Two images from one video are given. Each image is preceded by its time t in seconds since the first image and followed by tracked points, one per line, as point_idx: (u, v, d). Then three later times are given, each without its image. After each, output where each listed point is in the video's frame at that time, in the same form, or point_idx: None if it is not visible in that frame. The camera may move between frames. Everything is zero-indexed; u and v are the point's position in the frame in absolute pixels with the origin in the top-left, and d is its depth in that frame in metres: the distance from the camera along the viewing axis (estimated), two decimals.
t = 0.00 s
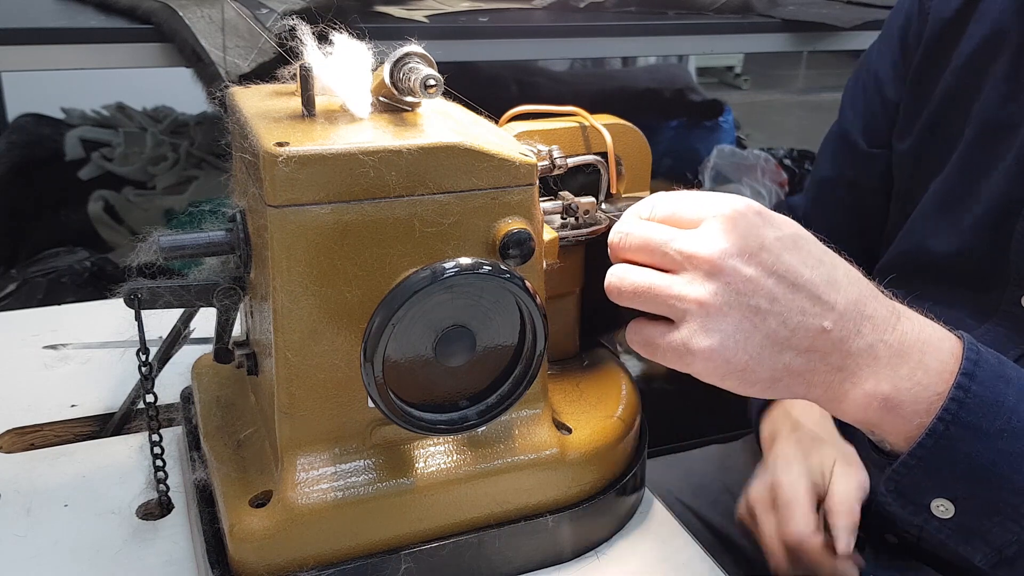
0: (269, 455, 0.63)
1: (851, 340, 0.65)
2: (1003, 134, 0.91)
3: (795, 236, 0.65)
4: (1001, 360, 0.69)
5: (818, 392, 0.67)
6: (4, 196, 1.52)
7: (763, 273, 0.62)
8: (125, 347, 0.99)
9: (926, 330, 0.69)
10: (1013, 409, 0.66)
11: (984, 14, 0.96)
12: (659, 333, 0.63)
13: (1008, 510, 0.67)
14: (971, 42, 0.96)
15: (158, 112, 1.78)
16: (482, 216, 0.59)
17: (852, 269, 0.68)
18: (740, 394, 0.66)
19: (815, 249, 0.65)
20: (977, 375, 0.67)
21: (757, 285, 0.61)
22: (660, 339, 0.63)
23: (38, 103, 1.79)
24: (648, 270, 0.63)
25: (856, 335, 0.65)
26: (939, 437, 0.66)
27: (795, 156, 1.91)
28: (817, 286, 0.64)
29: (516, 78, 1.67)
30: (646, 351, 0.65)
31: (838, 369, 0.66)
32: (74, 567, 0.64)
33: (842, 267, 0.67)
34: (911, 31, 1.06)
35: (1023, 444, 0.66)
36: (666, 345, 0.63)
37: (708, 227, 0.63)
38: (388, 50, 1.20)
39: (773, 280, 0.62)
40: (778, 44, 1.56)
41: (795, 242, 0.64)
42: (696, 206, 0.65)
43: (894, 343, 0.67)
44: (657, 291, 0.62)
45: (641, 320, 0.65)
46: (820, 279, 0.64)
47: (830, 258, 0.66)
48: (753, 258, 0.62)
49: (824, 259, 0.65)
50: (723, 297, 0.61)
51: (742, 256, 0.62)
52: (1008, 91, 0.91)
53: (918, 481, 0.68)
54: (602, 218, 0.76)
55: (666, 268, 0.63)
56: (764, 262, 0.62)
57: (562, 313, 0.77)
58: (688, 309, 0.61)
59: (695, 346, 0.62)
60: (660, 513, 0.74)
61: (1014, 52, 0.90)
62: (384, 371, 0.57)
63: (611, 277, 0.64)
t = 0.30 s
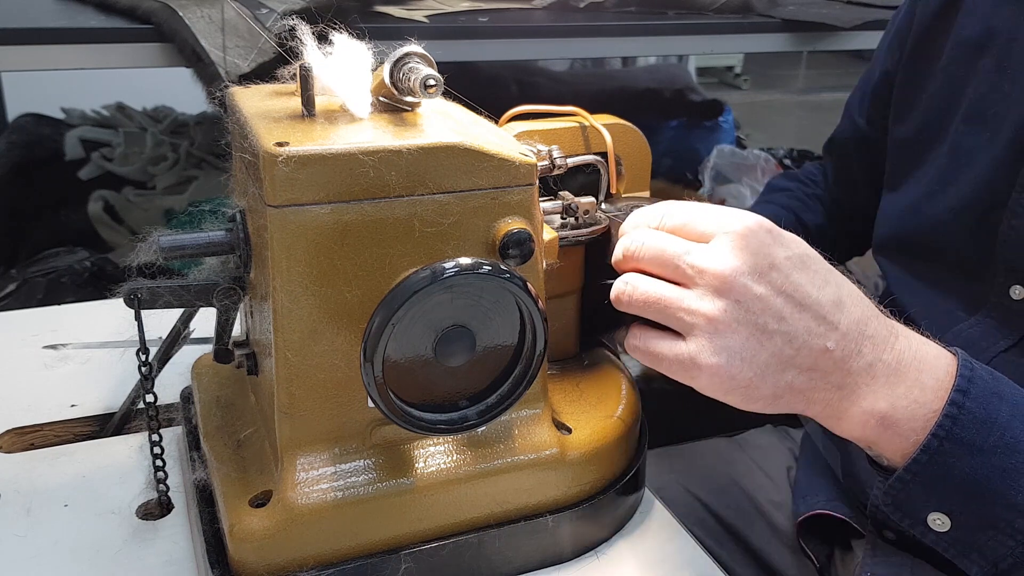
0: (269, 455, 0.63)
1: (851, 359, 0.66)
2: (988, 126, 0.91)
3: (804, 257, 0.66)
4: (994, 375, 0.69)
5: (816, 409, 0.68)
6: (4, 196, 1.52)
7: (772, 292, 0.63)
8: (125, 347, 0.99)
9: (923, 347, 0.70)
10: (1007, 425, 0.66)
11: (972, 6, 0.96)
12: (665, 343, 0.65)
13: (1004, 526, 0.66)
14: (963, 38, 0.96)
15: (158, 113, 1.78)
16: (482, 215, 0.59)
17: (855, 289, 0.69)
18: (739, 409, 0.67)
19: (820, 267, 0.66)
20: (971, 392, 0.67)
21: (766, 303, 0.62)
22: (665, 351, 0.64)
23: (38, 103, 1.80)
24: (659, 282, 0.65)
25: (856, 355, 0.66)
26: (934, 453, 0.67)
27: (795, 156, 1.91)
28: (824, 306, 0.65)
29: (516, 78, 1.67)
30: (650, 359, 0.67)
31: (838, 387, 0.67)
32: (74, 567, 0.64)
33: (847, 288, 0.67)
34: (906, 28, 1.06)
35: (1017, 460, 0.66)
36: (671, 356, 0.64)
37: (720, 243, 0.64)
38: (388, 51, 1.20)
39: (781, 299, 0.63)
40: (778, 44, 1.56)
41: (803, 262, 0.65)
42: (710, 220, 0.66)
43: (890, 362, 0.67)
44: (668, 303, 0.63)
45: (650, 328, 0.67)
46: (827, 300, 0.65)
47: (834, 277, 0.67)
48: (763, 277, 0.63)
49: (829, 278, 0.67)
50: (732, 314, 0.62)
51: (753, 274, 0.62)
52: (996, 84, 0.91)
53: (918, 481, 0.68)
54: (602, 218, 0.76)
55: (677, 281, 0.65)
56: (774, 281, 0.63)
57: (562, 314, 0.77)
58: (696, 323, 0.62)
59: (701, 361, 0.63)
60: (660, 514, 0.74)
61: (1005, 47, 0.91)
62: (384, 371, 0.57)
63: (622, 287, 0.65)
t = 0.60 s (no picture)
0: (269, 455, 0.63)
1: (851, 360, 0.66)
2: (982, 125, 0.91)
3: (809, 257, 0.66)
4: (992, 374, 0.69)
5: (816, 411, 0.68)
6: (4, 196, 1.52)
7: (777, 293, 0.63)
8: (125, 347, 0.99)
9: (921, 348, 0.70)
10: (1006, 422, 0.66)
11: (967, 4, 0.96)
12: (669, 342, 0.65)
13: (1007, 524, 0.66)
14: (959, 35, 0.96)
15: (158, 112, 1.78)
16: (482, 216, 0.59)
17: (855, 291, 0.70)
18: (740, 409, 0.67)
19: (822, 267, 0.67)
20: (970, 391, 0.67)
21: (771, 304, 0.62)
22: (670, 350, 0.65)
23: (38, 103, 1.80)
24: (665, 282, 0.65)
25: (856, 355, 0.66)
26: (935, 453, 0.67)
27: (795, 156, 1.91)
28: (826, 307, 0.65)
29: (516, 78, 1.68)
30: (655, 357, 0.67)
31: (838, 388, 0.67)
32: (73, 567, 0.64)
33: (848, 289, 0.68)
34: (902, 26, 1.06)
35: (1018, 458, 0.66)
36: (676, 356, 0.64)
37: (728, 243, 0.63)
38: (388, 51, 1.20)
39: (786, 300, 0.63)
40: (778, 44, 1.56)
41: (808, 262, 0.65)
42: (717, 221, 0.64)
43: (889, 361, 0.68)
44: (673, 303, 0.63)
45: (655, 327, 0.67)
46: (830, 300, 0.65)
47: (836, 278, 0.68)
48: (769, 278, 0.63)
49: (831, 278, 0.67)
50: (737, 315, 0.62)
51: (759, 275, 0.62)
52: (991, 81, 0.91)
53: (919, 481, 0.68)
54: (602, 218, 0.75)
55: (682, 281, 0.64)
56: (779, 281, 0.63)
57: (562, 314, 0.77)
58: (700, 323, 0.63)
59: (705, 360, 0.63)
60: (661, 513, 0.74)
61: (1001, 46, 0.91)
62: (384, 371, 0.57)
63: (628, 287, 0.65)
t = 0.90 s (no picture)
0: (269, 455, 0.63)
1: (849, 363, 0.66)
2: (980, 125, 0.91)
3: (809, 261, 0.66)
4: (990, 378, 0.69)
5: (814, 414, 0.68)
6: (4, 196, 1.52)
7: (777, 295, 0.63)
8: (125, 347, 0.99)
9: (918, 352, 0.70)
10: (1004, 427, 0.66)
11: (966, 4, 0.96)
12: (668, 344, 0.65)
13: (1005, 528, 0.66)
14: (958, 35, 0.96)
15: (158, 112, 1.78)
16: (482, 216, 0.59)
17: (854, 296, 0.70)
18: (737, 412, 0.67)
19: (821, 270, 0.67)
20: (968, 396, 0.67)
21: (771, 306, 0.62)
22: (668, 351, 0.65)
23: (38, 103, 1.80)
24: (664, 282, 0.64)
25: (854, 359, 0.66)
26: (932, 457, 0.67)
27: (794, 156, 1.91)
28: (826, 310, 0.65)
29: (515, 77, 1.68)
30: (653, 358, 0.67)
31: (837, 391, 0.67)
32: (74, 567, 0.64)
33: (847, 293, 0.68)
34: (900, 26, 1.06)
35: (1017, 463, 0.66)
36: (674, 357, 0.64)
37: (727, 245, 0.63)
38: (388, 51, 1.20)
39: (785, 302, 0.63)
40: (778, 44, 1.56)
41: (807, 266, 0.65)
42: (717, 223, 0.65)
43: (887, 364, 0.68)
44: (671, 303, 0.63)
45: (653, 328, 0.67)
46: (830, 304, 0.65)
47: (835, 281, 0.68)
48: (769, 280, 0.63)
49: (830, 282, 0.67)
50: (736, 315, 0.62)
51: (759, 277, 0.62)
52: (990, 81, 0.91)
53: (917, 486, 0.68)
54: (602, 218, 0.75)
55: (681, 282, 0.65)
56: (779, 284, 0.63)
57: (562, 314, 0.77)
58: (700, 324, 0.62)
59: (704, 362, 0.63)
60: (661, 514, 0.74)
61: (1000, 46, 0.91)
62: (384, 371, 0.57)
63: (626, 286, 0.65)
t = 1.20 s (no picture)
0: (269, 455, 0.63)
1: (841, 373, 0.66)
2: (978, 124, 0.91)
3: (803, 270, 0.66)
4: (983, 386, 0.69)
5: (805, 422, 0.68)
6: (4, 196, 1.52)
7: (768, 305, 0.63)
8: (125, 347, 0.99)
9: (912, 360, 0.71)
10: (997, 435, 0.67)
11: (964, 3, 0.95)
12: (658, 350, 0.65)
13: (998, 536, 0.67)
14: (955, 34, 0.96)
15: (158, 113, 1.78)
16: (482, 215, 0.59)
17: (847, 304, 0.70)
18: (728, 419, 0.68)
19: (814, 277, 0.67)
20: (961, 405, 0.67)
21: (762, 315, 0.62)
22: (659, 358, 0.65)
23: (38, 103, 1.80)
24: (656, 288, 0.64)
25: (846, 369, 0.67)
26: (926, 466, 0.67)
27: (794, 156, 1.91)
28: (818, 319, 0.65)
29: (516, 77, 1.68)
30: (644, 363, 0.67)
31: (828, 401, 0.67)
32: (73, 567, 0.64)
33: (840, 302, 0.68)
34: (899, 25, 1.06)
35: (1010, 468, 0.66)
36: (665, 364, 0.65)
37: (720, 254, 0.63)
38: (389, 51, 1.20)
39: (777, 311, 0.63)
40: (777, 44, 1.56)
41: (800, 275, 0.65)
42: (712, 232, 0.64)
43: (879, 374, 0.68)
44: (663, 310, 0.63)
45: (645, 333, 0.67)
46: (822, 313, 0.65)
47: (827, 289, 0.68)
48: (761, 289, 0.63)
49: (822, 289, 0.67)
50: (725, 325, 0.62)
51: (751, 287, 0.62)
52: (988, 79, 0.91)
53: (911, 494, 0.69)
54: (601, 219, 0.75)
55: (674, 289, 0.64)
56: (771, 293, 0.63)
57: (562, 314, 0.77)
58: (690, 332, 0.63)
59: (694, 370, 0.63)
60: (660, 514, 0.74)
61: (997, 44, 0.91)
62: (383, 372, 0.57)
63: (619, 291, 0.65)
